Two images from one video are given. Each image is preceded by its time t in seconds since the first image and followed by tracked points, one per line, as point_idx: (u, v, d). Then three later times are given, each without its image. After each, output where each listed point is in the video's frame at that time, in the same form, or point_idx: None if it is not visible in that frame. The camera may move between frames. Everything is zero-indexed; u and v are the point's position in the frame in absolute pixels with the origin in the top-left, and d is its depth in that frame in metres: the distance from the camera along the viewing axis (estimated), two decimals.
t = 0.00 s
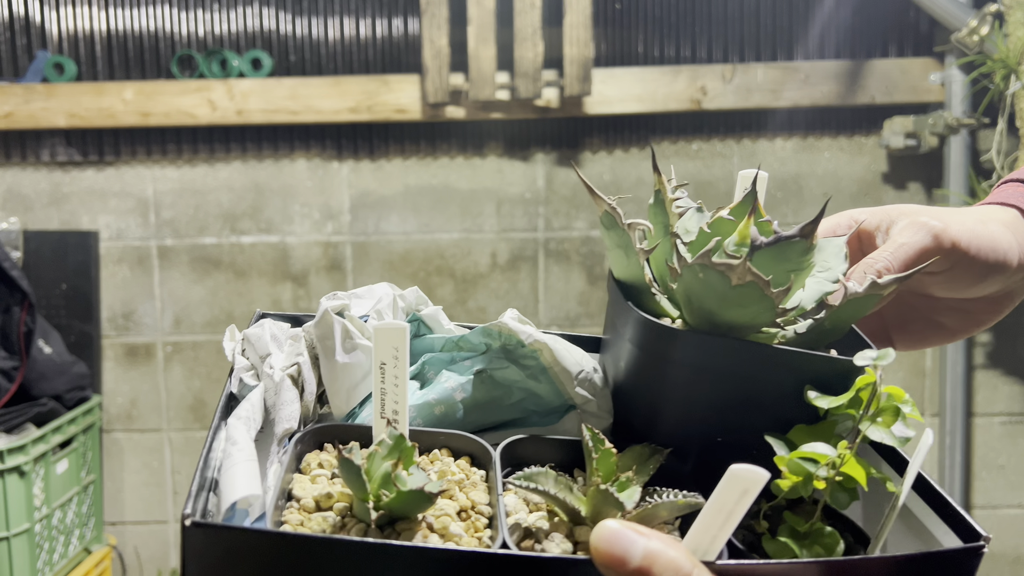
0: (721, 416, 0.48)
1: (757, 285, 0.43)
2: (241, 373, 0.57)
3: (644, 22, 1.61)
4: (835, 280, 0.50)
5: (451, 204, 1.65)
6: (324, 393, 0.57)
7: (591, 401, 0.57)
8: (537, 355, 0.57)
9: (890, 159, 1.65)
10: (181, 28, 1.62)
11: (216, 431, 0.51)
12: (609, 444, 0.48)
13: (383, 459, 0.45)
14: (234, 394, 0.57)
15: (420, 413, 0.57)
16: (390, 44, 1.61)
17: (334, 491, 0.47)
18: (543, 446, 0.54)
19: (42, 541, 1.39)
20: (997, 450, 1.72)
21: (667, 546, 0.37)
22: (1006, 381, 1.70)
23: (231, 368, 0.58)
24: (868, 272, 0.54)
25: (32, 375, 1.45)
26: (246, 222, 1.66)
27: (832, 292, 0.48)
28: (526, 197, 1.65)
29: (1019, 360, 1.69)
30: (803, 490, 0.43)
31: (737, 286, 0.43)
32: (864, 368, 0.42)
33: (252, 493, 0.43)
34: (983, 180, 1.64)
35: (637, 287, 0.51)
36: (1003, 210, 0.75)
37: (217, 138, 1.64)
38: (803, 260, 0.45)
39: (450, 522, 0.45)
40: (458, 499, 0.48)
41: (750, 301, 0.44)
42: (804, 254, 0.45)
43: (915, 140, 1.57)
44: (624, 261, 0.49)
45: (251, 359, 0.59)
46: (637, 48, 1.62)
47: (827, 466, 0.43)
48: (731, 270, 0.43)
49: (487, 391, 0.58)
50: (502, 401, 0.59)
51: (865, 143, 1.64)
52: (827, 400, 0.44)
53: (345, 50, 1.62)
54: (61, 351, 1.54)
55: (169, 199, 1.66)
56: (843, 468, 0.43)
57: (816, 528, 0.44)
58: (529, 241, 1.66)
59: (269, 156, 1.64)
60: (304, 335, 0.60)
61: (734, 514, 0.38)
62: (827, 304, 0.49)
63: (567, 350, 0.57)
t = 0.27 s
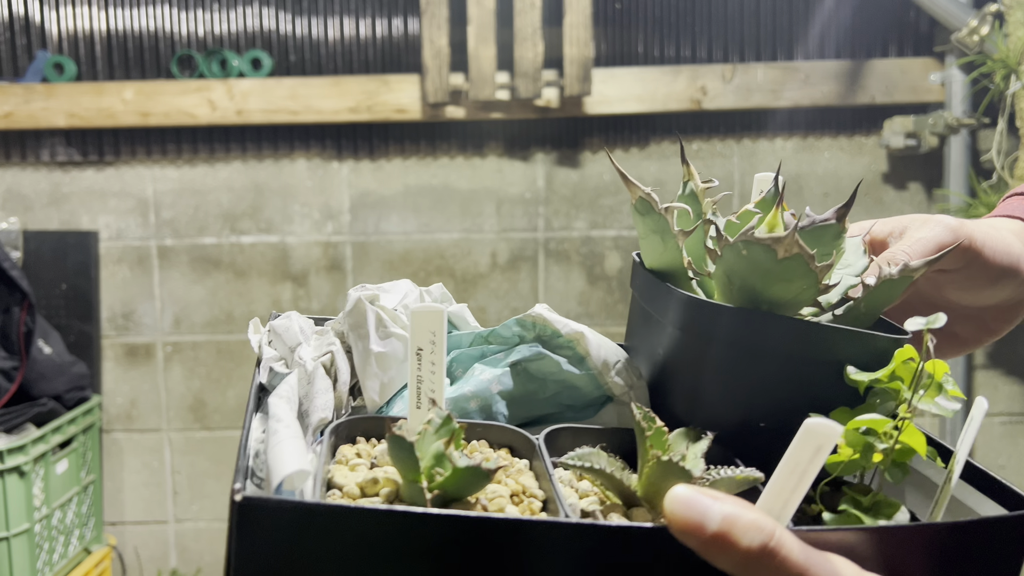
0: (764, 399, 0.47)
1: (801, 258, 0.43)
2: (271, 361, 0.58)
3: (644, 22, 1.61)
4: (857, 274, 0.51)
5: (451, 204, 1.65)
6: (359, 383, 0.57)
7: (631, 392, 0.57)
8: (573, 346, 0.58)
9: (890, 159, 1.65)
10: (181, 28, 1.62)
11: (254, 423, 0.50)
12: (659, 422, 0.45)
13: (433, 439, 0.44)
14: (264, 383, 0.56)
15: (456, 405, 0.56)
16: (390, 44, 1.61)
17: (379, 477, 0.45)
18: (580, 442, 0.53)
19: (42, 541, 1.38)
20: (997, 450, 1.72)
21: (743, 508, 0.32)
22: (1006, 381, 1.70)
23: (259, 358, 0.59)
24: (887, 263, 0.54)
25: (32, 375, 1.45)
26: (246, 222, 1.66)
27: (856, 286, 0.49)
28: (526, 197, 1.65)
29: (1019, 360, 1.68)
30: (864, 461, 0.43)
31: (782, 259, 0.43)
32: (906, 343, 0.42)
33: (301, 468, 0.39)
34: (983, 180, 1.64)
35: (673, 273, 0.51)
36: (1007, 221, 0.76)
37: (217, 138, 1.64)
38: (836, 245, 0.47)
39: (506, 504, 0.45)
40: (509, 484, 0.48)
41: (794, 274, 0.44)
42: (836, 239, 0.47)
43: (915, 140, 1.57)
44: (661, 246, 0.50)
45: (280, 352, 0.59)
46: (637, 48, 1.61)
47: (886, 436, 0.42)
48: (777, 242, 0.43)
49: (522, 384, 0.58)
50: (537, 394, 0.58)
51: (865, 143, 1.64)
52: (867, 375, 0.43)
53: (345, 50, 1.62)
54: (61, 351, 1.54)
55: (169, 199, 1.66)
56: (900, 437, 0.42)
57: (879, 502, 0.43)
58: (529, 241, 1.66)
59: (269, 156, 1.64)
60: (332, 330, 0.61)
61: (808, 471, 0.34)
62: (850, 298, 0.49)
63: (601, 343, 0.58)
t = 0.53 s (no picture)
0: (792, 375, 0.47)
1: (829, 230, 0.43)
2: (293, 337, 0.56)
3: (644, 21, 1.60)
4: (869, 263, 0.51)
5: (451, 204, 1.65)
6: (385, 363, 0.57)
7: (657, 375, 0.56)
8: (600, 327, 0.57)
9: (890, 159, 1.65)
10: (181, 28, 1.62)
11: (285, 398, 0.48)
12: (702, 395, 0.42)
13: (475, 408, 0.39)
14: (288, 360, 0.53)
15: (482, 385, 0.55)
16: (390, 44, 1.61)
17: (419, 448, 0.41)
18: (609, 421, 0.53)
19: (42, 541, 1.38)
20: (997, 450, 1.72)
21: (808, 465, 0.30)
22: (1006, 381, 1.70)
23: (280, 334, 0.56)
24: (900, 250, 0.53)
25: (32, 375, 1.45)
26: (246, 222, 1.66)
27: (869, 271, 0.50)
28: (526, 197, 1.65)
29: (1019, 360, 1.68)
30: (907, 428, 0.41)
31: (812, 231, 0.44)
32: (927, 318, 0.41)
33: (346, 429, 0.35)
34: (983, 180, 1.63)
35: (694, 254, 0.53)
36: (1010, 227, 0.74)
37: (217, 138, 1.64)
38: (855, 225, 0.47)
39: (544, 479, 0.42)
40: (549, 457, 0.46)
41: (823, 247, 0.44)
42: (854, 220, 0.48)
43: (915, 140, 1.57)
44: (683, 226, 0.51)
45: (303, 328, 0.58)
46: (637, 47, 1.61)
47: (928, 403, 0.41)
48: (806, 214, 0.43)
49: (548, 366, 0.58)
50: (562, 376, 0.59)
51: (865, 143, 1.64)
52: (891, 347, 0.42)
53: (345, 50, 1.61)
54: (61, 352, 1.54)
55: (169, 199, 1.66)
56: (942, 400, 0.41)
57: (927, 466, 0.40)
58: (529, 241, 1.66)
59: (269, 155, 1.64)
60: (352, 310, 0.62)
61: (864, 429, 0.33)
62: (858, 288, 0.50)
63: (629, 326, 0.57)
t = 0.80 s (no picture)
0: (808, 367, 0.49)
1: (843, 221, 0.45)
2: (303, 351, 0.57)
3: (644, 21, 1.60)
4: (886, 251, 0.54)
5: (451, 204, 1.65)
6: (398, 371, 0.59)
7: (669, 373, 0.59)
8: (613, 326, 0.59)
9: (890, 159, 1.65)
10: (181, 28, 1.62)
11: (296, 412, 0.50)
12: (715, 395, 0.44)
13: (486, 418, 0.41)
14: (298, 372, 0.56)
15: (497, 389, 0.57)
16: (390, 43, 1.61)
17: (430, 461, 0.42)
18: (622, 423, 0.54)
19: (42, 541, 1.38)
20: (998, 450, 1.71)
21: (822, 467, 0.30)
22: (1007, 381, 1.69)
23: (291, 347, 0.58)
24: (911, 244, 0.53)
25: (31, 375, 1.45)
26: (245, 222, 1.66)
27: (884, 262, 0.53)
28: (526, 197, 1.64)
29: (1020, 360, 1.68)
30: (924, 421, 0.43)
31: (826, 222, 0.45)
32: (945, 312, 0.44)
33: (356, 448, 0.38)
34: (983, 179, 1.63)
35: (708, 247, 0.55)
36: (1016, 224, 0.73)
37: (217, 138, 1.64)
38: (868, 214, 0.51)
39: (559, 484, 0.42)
40: (563, 464, 0.46)
41: (836, 237, 0.46)
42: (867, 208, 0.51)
43: (916, 140, 1.57)
44: (696, 218, 0.53)
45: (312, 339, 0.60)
46: (637, 47, 1.61)
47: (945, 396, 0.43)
48: (820, 206, 0.45)
49: (561, 367, 0.59)
50: (575, 378, 0.60)
51: (865, 143, 1.64)
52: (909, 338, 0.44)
53: (345, 49, 1.61)
54: (60, 351, 1.53)
55: (169, 198, 1.66)
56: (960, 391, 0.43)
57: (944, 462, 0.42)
58: (529, 241, 1.65)
59: (268, 155, 1.64)
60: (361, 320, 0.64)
61: (879, 426, 0.33)
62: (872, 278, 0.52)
63: (641, 325, 0.59)
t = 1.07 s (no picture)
0: (835, 377, 0.49)
1: (867, 229, 0.46)
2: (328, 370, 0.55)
3: (644, 21, 1.60)
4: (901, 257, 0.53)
5: (451, 204, 1.65)
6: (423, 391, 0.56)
7: (699, 387, 0.57)
8: (638, 340, 0.57)
9: (890, 159, 1.65)
10: (181, 28, 1.62)
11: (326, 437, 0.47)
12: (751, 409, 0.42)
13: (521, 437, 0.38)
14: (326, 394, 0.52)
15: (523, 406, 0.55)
16: (390, 43, 1.61)
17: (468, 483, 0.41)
18: (654, 440, 0.53)
19: (42, 541, 1.38)
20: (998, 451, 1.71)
21: (872, 479, 0.30)
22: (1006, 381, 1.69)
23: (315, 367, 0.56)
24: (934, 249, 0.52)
25: (31, 375, 1.45)
26: (245, 222, 1.66)
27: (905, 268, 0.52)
28: (526, 197, 1.64)
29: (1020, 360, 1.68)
30: (961, 429, 0.41)
31: (850, 230, 0.46)
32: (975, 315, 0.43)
33: (402, 471, 0.34)
34: (983, 179, 1.63)
35: (728, 258, 0.55)
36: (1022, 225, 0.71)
37: (217, 138, 1.63)
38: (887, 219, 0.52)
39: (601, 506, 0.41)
40: (602, 481, 0.45)
41: (860, 245, 0.47)
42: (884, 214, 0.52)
43: (916, 140, 1.57)
44: (715, 231, 0.53)
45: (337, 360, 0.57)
46: (637, 47, 1.61)
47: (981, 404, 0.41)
48: (844, 214, 0.46)
49: (587, 383, 0.58)
50: (602, 395, 0.59)
51: (865, 143, 1.64)
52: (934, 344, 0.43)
53: (345, 49, 1.61)
54: (60, 351, 1.53)
55: (168, 198, 1.65)
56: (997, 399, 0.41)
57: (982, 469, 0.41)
58: (529, 241, 1.65)
59: (268, 155, 1.64)
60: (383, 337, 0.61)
61: (926, 434, 0.33)
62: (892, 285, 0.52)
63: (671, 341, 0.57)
